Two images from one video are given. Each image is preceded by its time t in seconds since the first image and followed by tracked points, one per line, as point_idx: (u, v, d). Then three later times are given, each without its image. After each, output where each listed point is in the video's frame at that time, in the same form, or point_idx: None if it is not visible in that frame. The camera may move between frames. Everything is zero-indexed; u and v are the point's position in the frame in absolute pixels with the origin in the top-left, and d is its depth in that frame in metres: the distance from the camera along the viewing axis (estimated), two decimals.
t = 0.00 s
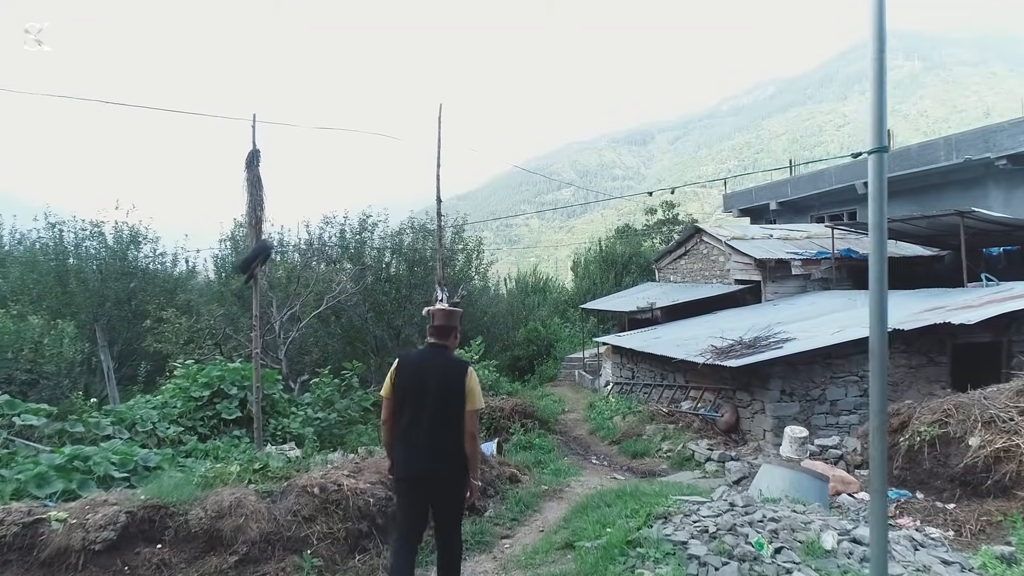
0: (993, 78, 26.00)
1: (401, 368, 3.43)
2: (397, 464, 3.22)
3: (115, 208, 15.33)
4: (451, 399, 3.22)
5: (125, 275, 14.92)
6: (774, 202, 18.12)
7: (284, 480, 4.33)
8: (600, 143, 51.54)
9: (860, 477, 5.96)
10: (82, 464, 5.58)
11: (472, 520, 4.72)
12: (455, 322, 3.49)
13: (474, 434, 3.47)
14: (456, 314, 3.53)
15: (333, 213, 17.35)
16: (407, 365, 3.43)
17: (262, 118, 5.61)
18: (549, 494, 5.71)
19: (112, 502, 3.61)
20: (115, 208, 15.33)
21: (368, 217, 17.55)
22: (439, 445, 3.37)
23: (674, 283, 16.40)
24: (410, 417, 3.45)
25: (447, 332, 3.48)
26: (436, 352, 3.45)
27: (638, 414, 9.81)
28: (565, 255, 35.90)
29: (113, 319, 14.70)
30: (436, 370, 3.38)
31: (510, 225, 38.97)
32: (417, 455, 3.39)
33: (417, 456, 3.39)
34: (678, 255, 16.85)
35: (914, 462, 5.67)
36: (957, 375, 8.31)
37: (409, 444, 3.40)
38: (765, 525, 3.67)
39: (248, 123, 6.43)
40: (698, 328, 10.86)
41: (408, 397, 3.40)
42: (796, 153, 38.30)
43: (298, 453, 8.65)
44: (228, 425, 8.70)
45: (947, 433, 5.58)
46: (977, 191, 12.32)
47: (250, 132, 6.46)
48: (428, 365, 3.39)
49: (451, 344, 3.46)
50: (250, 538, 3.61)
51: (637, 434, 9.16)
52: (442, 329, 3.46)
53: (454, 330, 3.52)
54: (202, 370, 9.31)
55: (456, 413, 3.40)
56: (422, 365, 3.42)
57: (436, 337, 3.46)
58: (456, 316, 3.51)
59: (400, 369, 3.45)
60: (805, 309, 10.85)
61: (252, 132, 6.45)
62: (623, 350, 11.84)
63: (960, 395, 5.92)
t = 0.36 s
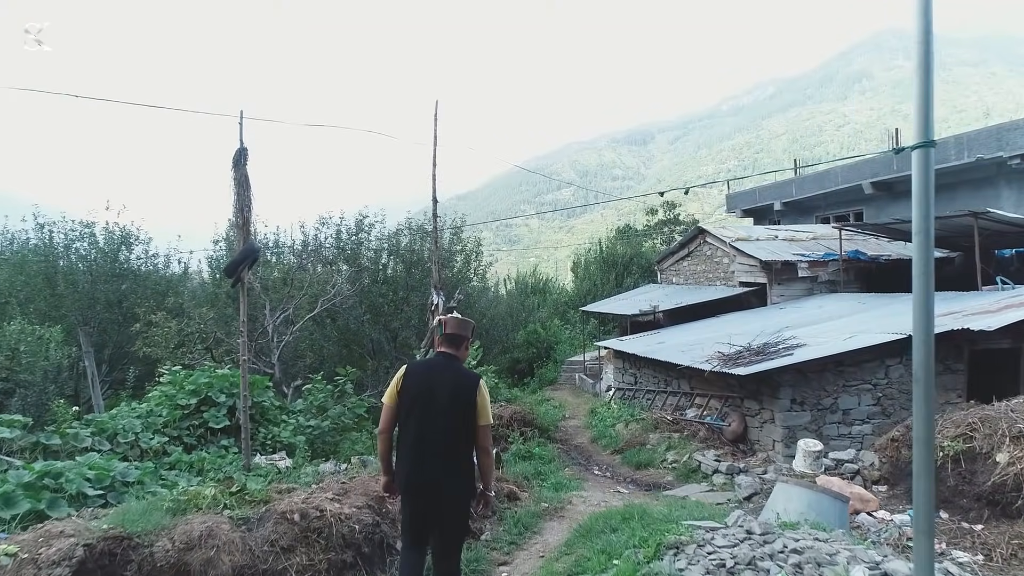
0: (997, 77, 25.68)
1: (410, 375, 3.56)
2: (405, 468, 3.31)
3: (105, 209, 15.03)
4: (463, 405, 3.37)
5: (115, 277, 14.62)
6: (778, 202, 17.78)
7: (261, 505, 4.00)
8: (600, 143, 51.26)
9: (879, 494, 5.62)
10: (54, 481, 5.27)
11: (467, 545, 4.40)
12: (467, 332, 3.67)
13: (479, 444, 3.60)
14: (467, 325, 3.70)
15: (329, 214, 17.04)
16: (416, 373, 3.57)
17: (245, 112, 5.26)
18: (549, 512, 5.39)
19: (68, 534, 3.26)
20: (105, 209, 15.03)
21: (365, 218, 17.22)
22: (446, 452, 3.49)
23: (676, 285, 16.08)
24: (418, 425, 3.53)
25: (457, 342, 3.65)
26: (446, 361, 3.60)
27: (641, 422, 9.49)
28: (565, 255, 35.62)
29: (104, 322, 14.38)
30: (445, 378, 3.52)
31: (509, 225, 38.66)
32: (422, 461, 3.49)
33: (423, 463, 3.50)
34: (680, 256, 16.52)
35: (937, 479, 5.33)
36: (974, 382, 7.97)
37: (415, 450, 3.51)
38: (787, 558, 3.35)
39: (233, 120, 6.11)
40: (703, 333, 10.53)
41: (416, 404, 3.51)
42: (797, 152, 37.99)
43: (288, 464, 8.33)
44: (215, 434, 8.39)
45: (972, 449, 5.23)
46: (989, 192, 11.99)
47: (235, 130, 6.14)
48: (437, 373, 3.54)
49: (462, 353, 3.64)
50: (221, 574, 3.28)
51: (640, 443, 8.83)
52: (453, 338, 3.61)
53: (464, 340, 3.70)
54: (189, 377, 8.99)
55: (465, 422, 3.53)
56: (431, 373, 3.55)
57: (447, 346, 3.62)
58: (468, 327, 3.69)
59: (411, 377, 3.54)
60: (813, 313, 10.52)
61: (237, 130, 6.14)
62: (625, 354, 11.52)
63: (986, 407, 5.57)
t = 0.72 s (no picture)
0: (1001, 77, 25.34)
1: (406, 396, 3.34)
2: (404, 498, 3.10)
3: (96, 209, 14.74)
4: (463, 428, 3.15)
5: (106, 280, 14.32)
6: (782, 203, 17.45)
7: (235, 536, 3.73)
8: (600, 143, 50.97)
9: (898, 513, 5.30)
10: (18, 501, 5.02)
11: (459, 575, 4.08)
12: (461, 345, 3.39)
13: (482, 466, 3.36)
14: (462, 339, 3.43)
15: (324, 215, 16.73)
16: (412, 393, 3.35)
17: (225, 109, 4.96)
18: (549, 535, 5.06)
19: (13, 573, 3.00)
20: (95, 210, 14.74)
21: (361, 219, 16.90)
22: (448, 476, 3.27)
23: (679, 288, 15.75)
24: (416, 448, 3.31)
25: (452, 358, 3.40)
26: (443, 379, 3.38)
27: (644, 431, 9.16)
28: (565, 256, 35.28)
29: (93, 326, 14.08)
30: (444, 398, 3.30)
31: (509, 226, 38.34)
32: (423, 487, 3.28)
33: (424, 488, 3.29)
34: (682, 258, 16.20)
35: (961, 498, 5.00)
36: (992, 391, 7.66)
37: (414, 476, 3.30)
38: None
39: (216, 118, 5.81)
40: (708, 338, 10.21)
41: (414, 426, 3.29)
42: (798, 152, 37.66)
43: (277, 475, 8.02)
44: (202, 444, 8.07)
45: (999, 467, 4.90)
46: (1001, 192, 11.68)
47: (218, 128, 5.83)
48: (435, 392, 3.32)
49: (459, 370, 3.39)
50: None
51: (643, 453, 8.52)
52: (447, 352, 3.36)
53: (459, 355, 3.44)
54: (175, 384, 8.68)
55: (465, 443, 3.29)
56: (429, 392, 3.33)
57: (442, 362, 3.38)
58: (461, 340, 3.40)
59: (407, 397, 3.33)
60: (821, 317, 10.18)
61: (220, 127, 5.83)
62: (627, 360, 11.21)
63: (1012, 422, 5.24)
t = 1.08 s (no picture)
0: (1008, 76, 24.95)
1: (390, 429, 3.02)
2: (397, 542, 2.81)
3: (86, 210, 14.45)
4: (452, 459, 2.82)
5: (96, 283, 14.03)
6: (786, 204, 17.12)
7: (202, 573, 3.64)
8: (600, 143, 50.63)
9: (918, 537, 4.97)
10: None
11: None
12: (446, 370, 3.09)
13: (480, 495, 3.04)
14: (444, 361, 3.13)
15: (320, 216, 16.39)
16: (397, 424, 3.02)
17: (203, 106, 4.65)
18: (546, 561, 4.75)
19: None
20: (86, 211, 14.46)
21: (357, 220, 16.56)
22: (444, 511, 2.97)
23: (681, 290, 15.42)
24: (407, 485, 2.99)
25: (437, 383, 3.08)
26: (429, 405, 3.05)
27: (646, 441, 8.84)
28: (565, 256, 34.96)
29: (82, 329, 13.77)
30: (430, 426, 2.97)
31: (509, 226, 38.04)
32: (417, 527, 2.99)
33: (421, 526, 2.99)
34: (685, 260, 15.87)
35: (985, 522, 4.66)
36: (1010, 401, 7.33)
37: (407, 514, 3.00)
38: None
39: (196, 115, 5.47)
40: (712, 344, 9.90)
41: (402, 461, 2.98)
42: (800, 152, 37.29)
43: (264, 488, 7.73)
44: (185, 455, 7.76)
45: None
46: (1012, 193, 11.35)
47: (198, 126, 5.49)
48: (422, 422, 2.99)
49: (446, 395, 3.08)
50: None
51: (645, 464, 8.21)
52: (431, 380, 3.06)
53: (444, 377, 3.13)
54: (160, 392, 8.36)
55: (457, 473, 2.98)
56: (414, 422, 3.00)
57: (425, 390, 3.07)
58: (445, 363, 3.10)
59: (391, 430, 3.00)
60: (827, 322, 9.86)
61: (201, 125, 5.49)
62: (628, 366, 10.89)
63: None
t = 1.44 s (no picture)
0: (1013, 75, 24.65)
1: (384, 446, 2.98)
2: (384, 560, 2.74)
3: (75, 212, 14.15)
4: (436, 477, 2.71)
5: (84, 286, 13.70)
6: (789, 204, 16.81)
7: None
8: (600, 143, 50.29)
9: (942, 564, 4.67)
10: None
11: None
12: (432, 382, 2.99)
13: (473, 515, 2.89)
14: (430, 372, 3.04)
15: (314, 217, 16.05)
16: (390, 440, 2.97)
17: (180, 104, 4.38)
18: None
19: None
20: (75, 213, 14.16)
21: (352, 221, 16.23)
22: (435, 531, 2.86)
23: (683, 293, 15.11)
24: (401, 502, 2.93)
25: (425, 396, 2.99)
26: (421, 420, 2.97)
27: (649, 451, 8.54)
28: (565, 257, 34.61)
29: (70, 334, 13.43)
30: (419, 443, 2.88)
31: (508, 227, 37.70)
32: (412, 546, 2.91)
33: (414, 545, 2.90)
34: (686, 262, 15.57)
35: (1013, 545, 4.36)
36: None
37: (402, 534, 2.94)
38: None
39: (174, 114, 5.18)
40: (716, 350, 9.61)
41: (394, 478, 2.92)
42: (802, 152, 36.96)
43: (251, 501, 7.42)
44: (169, 467, 7.46)
45: None
46: None
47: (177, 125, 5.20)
48: (412, 438, 2.92)
49: (435, 409, 2.97)
50: None
51: (647, 476, 7.90)
52: (418, 394, 2.96)
53: (434, 393, 3.01)
54: (144, 401, 8.05)
55: (447, 492, 2.86)
56: (405, 437, 2.93)
57: (414, 404, 2.98)
58: (431, 376, 3.00)
59: (384, 445, 2.95)
60: (835, 328, 9.55)
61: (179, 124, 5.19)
62: (629, 372, 10.59)
63: None
